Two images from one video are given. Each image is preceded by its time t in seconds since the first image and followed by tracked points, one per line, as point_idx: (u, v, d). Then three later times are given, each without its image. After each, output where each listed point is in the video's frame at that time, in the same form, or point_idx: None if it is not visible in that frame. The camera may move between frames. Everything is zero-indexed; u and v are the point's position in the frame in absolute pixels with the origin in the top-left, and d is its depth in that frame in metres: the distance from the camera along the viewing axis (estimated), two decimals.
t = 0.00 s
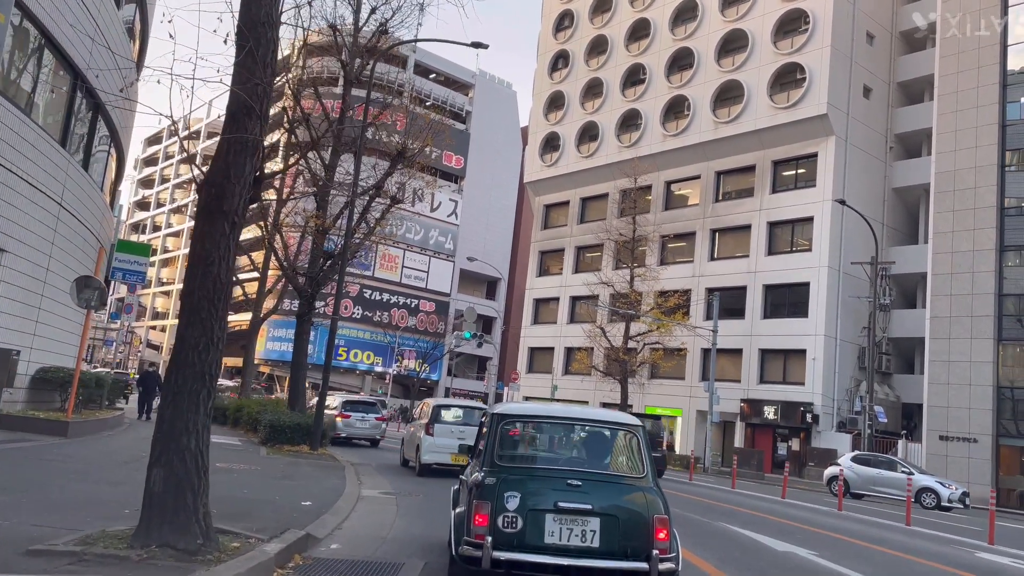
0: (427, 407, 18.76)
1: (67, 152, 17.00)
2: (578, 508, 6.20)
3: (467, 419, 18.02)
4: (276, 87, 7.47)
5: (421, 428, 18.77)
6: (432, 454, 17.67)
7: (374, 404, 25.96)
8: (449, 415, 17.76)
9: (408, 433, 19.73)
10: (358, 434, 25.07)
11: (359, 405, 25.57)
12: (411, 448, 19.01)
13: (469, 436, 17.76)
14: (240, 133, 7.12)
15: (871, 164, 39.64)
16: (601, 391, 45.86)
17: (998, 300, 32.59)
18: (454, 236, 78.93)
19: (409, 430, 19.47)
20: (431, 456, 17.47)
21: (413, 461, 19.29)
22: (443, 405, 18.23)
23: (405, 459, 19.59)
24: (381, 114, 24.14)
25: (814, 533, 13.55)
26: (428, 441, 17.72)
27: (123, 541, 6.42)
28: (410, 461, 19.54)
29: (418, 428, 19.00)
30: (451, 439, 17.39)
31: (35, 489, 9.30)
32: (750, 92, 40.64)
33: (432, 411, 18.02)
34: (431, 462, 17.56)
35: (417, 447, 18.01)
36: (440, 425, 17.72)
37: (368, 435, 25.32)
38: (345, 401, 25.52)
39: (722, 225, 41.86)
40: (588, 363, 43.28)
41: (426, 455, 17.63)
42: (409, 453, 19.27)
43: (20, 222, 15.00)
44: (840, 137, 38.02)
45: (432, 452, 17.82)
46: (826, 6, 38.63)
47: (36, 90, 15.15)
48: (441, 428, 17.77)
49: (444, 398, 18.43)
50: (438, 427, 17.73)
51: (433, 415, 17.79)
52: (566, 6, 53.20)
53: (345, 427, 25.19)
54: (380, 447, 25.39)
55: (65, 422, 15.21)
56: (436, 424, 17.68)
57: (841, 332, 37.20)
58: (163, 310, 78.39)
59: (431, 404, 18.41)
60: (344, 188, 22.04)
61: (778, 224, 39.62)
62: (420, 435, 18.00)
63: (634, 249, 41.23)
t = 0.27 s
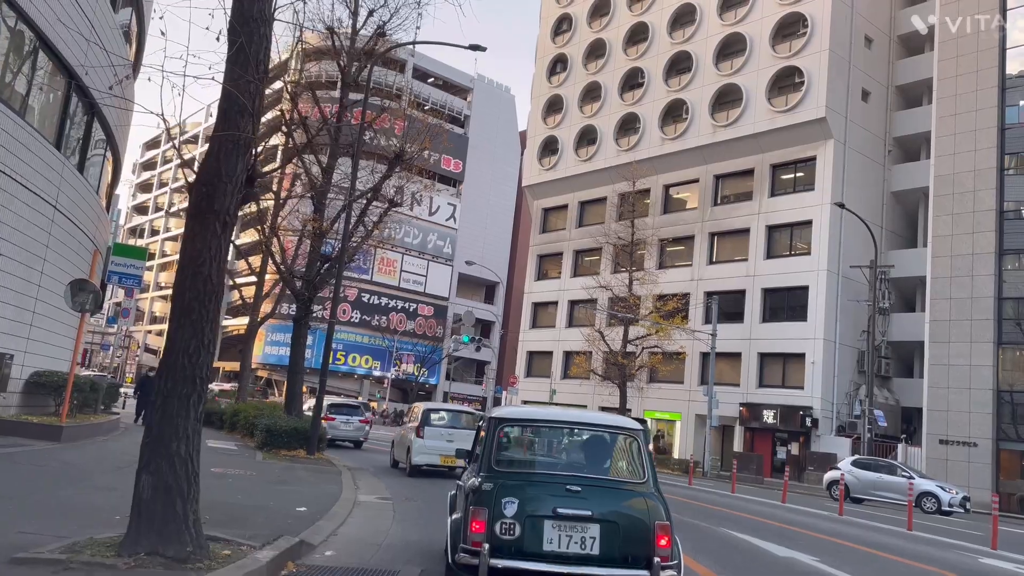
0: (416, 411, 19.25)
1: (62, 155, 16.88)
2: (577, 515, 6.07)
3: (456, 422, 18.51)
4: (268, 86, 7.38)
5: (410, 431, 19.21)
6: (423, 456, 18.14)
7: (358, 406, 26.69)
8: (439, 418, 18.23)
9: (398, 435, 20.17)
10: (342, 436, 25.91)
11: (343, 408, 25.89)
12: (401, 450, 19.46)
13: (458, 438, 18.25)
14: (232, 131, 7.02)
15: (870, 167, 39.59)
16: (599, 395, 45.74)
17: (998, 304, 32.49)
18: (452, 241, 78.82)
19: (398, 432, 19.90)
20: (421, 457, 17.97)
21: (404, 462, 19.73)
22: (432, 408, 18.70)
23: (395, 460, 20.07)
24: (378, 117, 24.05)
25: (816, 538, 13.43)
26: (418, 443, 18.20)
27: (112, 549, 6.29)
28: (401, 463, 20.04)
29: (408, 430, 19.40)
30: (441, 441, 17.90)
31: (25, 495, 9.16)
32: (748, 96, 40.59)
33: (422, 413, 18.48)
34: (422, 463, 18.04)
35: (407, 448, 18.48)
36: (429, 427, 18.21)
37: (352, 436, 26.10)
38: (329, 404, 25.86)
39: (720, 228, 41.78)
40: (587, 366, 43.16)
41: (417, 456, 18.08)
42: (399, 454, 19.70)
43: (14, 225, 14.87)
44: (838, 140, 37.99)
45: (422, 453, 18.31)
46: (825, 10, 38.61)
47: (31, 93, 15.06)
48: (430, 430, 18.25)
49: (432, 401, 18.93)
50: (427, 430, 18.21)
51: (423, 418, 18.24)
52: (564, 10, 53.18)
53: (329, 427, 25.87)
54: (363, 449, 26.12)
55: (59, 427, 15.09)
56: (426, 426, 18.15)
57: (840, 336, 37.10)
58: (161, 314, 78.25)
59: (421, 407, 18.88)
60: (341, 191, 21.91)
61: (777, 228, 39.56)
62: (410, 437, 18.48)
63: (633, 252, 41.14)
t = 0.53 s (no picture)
0: (404, 414, 19.86)
1: (54, 156, 16.69)
2: (575, 523, 5.93)
3: (441, 425, 19.13)
4: (259, 83, 7.26)
5: (397, 433, 19.85)
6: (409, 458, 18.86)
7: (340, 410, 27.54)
8: (425, 421, 18.81)
9: (386, 437, 20.79)
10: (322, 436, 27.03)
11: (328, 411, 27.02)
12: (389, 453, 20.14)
13: (444, 441, 18.91)
14: (221, 129, 6.90)
15: (868, 171, 39.56)
16: (596, 399, 45.57)
17: (996, 308, 32.41)
18: (449, 245, 78.67)
19: (385, 434, 20.49)
20: (408, 460, 18.64)
21: (391, 463, 20.45)
22: (418, 412, 19.27)
23: (382, 461, 20.80)
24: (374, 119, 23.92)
25: (816, 544, 13.30)
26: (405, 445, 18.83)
27: (95, 558, 6.13)
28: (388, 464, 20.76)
29: (395, 433, 20.03)
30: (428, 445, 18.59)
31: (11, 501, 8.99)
32: (746, 100, 40.55)
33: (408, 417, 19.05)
34: (408, 465, 18.66)
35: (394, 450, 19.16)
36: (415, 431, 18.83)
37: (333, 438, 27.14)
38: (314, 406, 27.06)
39: (718, 232, 41.69)
40: (584, 371, 43.01)
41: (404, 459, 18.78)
42: (386, 456, 20.39)
43: (4, 229, 14.68)
44: (836, 144, 37.96)
45: (408, 455, 18.95)
46: (822, 13, 38.60)
47: (23, 94, 14.89)
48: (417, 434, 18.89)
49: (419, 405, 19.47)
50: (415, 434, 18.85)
51: (410, 422, 18.82)
52: (561, 14, 53.12)
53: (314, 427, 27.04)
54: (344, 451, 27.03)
55: (49, 431, 14.90)
56: (413, 430, 18.76)
57: (838, 340, 37.03)
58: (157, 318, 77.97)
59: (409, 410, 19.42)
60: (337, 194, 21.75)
61: (775, 232, 39.49)
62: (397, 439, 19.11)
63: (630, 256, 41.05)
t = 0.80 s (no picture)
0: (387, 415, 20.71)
1: (42, 156, 16.54)
2: (568, 526, 5.86)
3: (422, 426, 20.05)
4: (247, 79, 7.16)
5: (380, 434, 20.69)
6: (392, 457, 19.75)
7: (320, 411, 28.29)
8: (408, 423, 19.83)
9: (368, 439, 21.59)
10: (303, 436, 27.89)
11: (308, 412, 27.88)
12: (371, 453, 21.00)
13: (425, 441, 19.88)
14: (209, 125, 6.80)
15: (860, 173, 39.64)
16: (589, 401, 45.52)
17: (988, 309, 32.48)
18: (443, 246, 78.55)
19: (368, 435, 21.31)
20: (391, 458, 19.55)
21: (373, 463, 21.33)
22: (401, 413, 20.16)
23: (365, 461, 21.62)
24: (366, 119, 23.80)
25: (812, 546, 13.24)
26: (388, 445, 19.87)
27: (79, 563, 6.03)
28: (369, 463, 21.62)
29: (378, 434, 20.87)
30: (410, 444, 19.54)
31: None
32: (739, 101, 40.59)
33: (391, 418, 20.07)
34: (391, 463, 19.71)
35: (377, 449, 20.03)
36: (398, 431, 19.85)
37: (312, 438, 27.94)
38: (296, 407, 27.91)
39: (711, 234, 41.70)
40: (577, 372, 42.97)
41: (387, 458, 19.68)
42: (369, 456, 21.28)
43: None
44: (829, 146, 38.02)
45: (391, 454, 20.00)
46: (814, 15, 38.67)
47: (11, 92, 14.73)
48: (399, 434, 19.84)
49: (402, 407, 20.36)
50: (397, 434, 19.78)
51: (393, 422, 19.86)
52: (554, 15, 53.10)
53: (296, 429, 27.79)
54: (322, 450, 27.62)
55: (37, 433, 14.75)
56: (396, 430, 19.70)
57: (831, 341, 37.08)
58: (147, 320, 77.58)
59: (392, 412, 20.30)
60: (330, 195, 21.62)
61: (768, 233, 39.52)
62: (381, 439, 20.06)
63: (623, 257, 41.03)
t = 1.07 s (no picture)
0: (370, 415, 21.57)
1: (32, 154, 16.41)
2: (562, 527, 5.81)
3: (403, 425, 20.91)
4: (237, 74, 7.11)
5: (363, 433, 21.53)
6: (374, 455, 20.62)
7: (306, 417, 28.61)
8: (389, 421, 20.71)
9: (352, 437, 22.38)
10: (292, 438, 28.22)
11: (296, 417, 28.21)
12: (354, 451, 21.84)
13: (406, 440, 20.77)
14: (198, 121, 6.74)
15: (854, 174, 39.71)
16: (583, 401, 45.49)
17: (981, 310, 32.56)
18: (436, 246, 78.44)
19: (352, 433, 22.14)
20: (374, 456, 20.43)
21: (356, 461, 22.19)
22: (383, 413, 21.03)
23: (348, 459, 22.48)
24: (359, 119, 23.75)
25: (808, 547, 13.18)
26: (370, 443, 20.73)
27: (64, 565, 5.95)
28: (352, 462, 22.47)
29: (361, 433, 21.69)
30: (391, 443, 20.41)
31: None
32: (733, 102, 40.62)
33: (373, 418, 20.90)
34: (374, 460, 20.56)
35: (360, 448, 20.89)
36: (380, 430, 20.70)
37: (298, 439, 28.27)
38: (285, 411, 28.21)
39: (705, 234, 41.72)
40: (571, 372, 42.92)
41: (370, 456, 20.54)
42: (352, 454, 22.17)
43: None
44: (823, 147, 38.08)
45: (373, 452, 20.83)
46: (808, 16, 38.75)
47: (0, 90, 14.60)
48: (381, 433, 20.71)
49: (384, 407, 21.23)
50: (380, 433, 20.65)
51: (375, 422, 20.72)
52: (549, 15, 53.08)
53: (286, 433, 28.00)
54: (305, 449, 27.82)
55: (26, 433, 14.63)
56: (378, 430, 20.57)
57: (824, 342, 37.13)
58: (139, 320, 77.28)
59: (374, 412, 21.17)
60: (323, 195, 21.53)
61: (762, 234, 39.55)
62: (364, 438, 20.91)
63: (618, 258, 41.03)
